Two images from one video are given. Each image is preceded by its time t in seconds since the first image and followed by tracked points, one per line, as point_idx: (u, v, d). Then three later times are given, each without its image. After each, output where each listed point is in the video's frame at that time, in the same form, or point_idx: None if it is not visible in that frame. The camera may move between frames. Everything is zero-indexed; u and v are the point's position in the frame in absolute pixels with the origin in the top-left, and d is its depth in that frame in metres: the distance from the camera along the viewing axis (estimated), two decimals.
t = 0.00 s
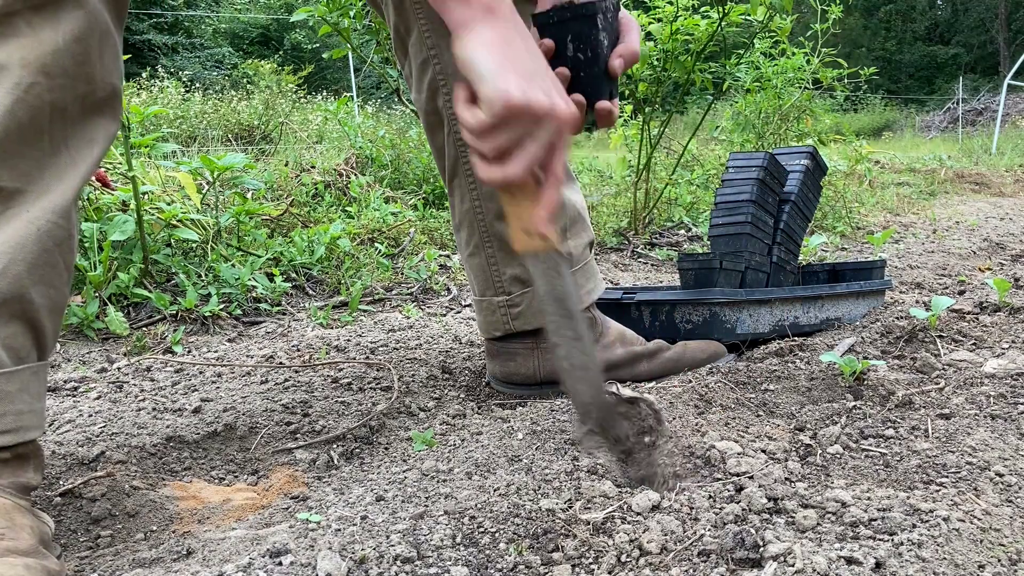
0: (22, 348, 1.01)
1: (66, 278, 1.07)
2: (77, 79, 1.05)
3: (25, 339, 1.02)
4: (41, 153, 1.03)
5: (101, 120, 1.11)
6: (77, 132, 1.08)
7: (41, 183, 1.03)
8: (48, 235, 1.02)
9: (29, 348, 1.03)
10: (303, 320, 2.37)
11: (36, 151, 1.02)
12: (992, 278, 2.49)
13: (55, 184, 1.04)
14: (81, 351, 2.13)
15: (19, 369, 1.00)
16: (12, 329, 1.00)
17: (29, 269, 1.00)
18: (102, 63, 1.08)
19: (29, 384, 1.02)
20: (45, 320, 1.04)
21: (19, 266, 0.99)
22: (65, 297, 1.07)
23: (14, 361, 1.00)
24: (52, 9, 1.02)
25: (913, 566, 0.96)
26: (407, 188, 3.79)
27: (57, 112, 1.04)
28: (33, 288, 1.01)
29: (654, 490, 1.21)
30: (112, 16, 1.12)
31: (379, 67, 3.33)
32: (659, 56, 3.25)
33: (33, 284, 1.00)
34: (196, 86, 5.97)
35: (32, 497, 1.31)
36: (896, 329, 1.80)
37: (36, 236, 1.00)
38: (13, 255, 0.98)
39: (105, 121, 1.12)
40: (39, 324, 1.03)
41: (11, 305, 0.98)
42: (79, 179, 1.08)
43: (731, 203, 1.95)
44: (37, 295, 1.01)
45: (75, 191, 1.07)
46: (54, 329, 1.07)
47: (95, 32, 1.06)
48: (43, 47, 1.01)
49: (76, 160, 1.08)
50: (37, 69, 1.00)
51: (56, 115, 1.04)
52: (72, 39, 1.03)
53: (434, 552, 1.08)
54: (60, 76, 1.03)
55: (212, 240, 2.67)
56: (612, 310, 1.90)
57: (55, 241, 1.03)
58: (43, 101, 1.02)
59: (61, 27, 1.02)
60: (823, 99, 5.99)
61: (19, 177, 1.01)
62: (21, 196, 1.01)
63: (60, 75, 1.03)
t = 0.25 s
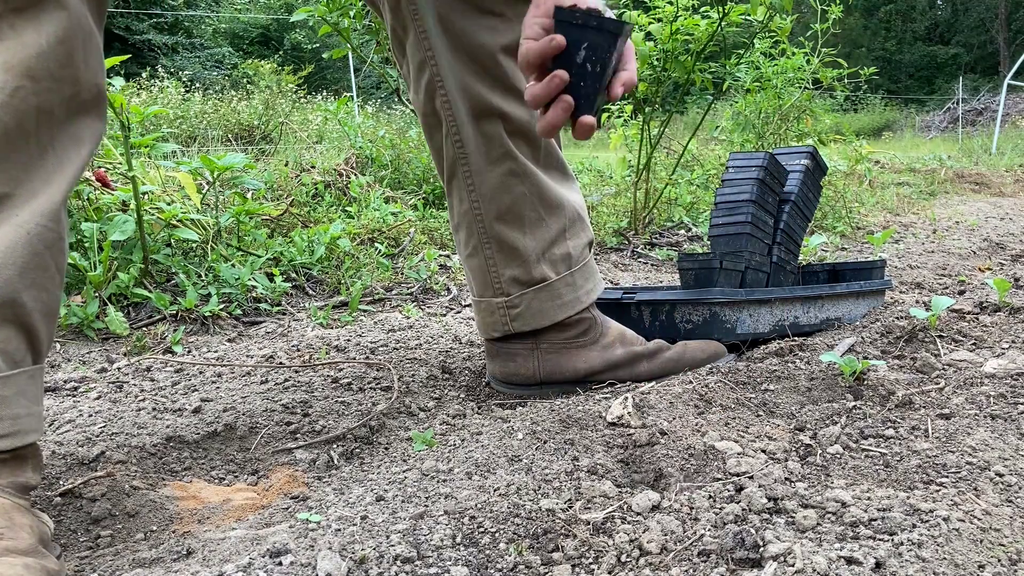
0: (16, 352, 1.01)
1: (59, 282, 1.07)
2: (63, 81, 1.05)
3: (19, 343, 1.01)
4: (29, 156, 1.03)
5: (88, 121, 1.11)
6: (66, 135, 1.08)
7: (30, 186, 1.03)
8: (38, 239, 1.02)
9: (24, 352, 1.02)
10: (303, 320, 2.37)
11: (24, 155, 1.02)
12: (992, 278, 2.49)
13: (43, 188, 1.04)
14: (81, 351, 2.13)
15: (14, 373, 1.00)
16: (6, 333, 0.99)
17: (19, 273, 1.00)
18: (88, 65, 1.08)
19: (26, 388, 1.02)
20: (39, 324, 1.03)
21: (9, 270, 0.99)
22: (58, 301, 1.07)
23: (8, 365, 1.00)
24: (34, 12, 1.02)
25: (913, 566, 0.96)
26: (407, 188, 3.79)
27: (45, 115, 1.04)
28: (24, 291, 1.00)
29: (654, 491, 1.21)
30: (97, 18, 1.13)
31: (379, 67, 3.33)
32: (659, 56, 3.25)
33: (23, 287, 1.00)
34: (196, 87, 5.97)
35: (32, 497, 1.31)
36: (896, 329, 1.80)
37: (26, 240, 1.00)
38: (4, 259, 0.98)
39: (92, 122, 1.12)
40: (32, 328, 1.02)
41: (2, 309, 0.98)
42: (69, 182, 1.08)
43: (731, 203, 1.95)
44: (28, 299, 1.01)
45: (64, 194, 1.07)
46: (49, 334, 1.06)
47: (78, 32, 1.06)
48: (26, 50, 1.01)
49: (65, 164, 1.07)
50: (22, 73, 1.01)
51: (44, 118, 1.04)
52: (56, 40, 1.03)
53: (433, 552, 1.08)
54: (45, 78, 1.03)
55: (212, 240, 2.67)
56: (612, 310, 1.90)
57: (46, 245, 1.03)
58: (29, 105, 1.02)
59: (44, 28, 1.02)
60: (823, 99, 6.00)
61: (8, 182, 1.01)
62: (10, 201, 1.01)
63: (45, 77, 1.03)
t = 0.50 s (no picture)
0: (15, 357, 1.01)
1: (57, 286, 1.07)
2: (54, 81, 1.05)
3: (18, 349, 1.01)
4: (22, 157, 1.03)
5: (81, 120, 1.11)
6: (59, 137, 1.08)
7: (24, 188, 1.03)
8: (34, 243, 1.02)
9: (23, 357, 1.02)
10: (303, 320, 2.37)
11: (14, 157, 1.02)
12: (992, 278, 2.49)
13: (37, 190, 1.04)
14: (81, 351, 2.13)
15: (14, 379, 1.00)
16: (4, 338, 0.99)
17: (15, 279, 1.00)
18: (79, 64, 1.08)
19: (26, 393, 1.02)
20: (37, 329, 1.03)
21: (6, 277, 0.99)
22: (56, 305, 1.07)
23: (7, 371, 1.00)
24: (23, 10, 1.01)
25: (913, 566, 0.96)
26: (407, 188, 3.79)
27: (37, 116, 1.04)
28: (21, 297, 1.00)
29: (654, 491, 1.21)
30: (85, 14, 1.12)
31: (379, 67, 3.33)
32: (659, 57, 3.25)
33: (20, 293, 1.00)
34: (196, 86, 5.97)
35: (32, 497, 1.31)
36: (896, 329, 1.80)
37: (21, 245, 1.00)
38: None
39: (85, 121, 1.12)
40: (32, 334, 1.02)
41: None
42: (63, 186, 1.07)
43: (731, 203, 1.95)
44: (26, 304, 1.01)
45: (59, 196, 1.06)
46: (48, 338, 1.06)
47: (68, 30, 1.05)
48: (16, 51, 1.00)
49: (58, 164, 1.07)
50: (12, 74, 1.00)
51: (36, 120, 1.04)
52: (46, 40, 1.03)
53: (433, 552, 1.08)
54: (35, 79, 1.02)
55: (212, 240, 2.67)
56: (612, 310, 1.90)
57: (42, 249, 1.03)
58: (20, 106, 1.01)
59: (34, 27, 1.02)
60: (823, 100, 5.99)
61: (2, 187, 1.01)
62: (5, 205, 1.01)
63: (36, 78, 1.03)
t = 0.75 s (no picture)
0: (16, 358, 1.01)
1: (58, 287, 1.07)
2: (56, 81, 1.05)
3: (19, 350, 1.01)
4: (24, 157, 1.03)
5: (83, 121, 1.11)
6: (61, 138, 1.08)
7: (26, 189, 1.03)
8: (37, 244, 1.02)
9: (24, 358, 1.02)
10: (303, 320, 2.37)
11: (17, 158, 1.02)
12: (992, 278, 2.49)
13: (39, 190, 1.04)
14: (81, 351, 2.13)
15: (16, 380, 1.00)
16: (5, 339, 0.99)
17: (17, 280, 1.00)
18: (81, 65, 1.08)
19: (27, 394, 1.02)
20: (39, 330, 1.03)
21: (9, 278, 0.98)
22: (57, 305, 1.07)
23: (9, 372, 1.00)
24: (27, 11, 1.01)
25: (913, 566, 0.96)
26: (407, 188, 3.79)
27: (39, 116, 1.04)
28: (23, 298, 1.00)
29: (653, 491, 1.21)
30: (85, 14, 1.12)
31: (379, 67, 3.33)
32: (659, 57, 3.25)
33: (22, 294, 1.00)
34: (196, 86, 5.97)
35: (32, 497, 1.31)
36: (896, 329, 1.80)
37: (24, 246, 1.00)
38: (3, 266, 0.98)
39: (87, 121, 1.12)
40: (33, 335, 1.02)
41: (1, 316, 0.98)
42: (65, 187, 1.07)
43: (731, 203, 1.95)
44: (28, 305, 1.01)
45: (61, 197, 1.07)
46: (49, 339, 1.06)
47: (71, 31, 1.05)
48: (19, 51, 1.00)
49: (60, 165, 1.07)
50: (16, 74, 1.00)
51: (38, 121, 1.04)
52: (49, 41, 1.03)
53: (433, 552, 1.08)
54: (38, 79, 1.02)
55: (212, 240, 2.67)
56: (612, 310, 1.90)
57: (44, 250, 1.03)
58: (23, 106, 1.01)
59: (37, 28, 1.02)
60: (823, 100, 6.00)
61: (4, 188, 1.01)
62: (7, 206, 1.01)
63: (39, 78, 1.03)
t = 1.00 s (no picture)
0: (19, 358, 1.01)
1: (61, 287, 1.06)
2: (63, 84, 1.05)
3: (21, 350, 1.01)
4: (30, 159, 1.03)
5: (89, 123, 1.11)
6: (67, 140, 1.08)
7: (32, 190, 1.03)
8: (41, 245, 1.02)
9: (26, 359, 1.02)
10: (303, 320, 2.37)
11: (22, 159, 1.02)
12: (992, 278, 2.49)
13: (45, 192, 1.04)
14: (81, 351, 2.13)
15: (18, 381, 1.00)
16: (8, 340, 0.99)
17: (21, 280, 1.00)
18: (89, 68, 1.08)
19: (29, 395, 1.02)
20: (41, 331, 1.03)
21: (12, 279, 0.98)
22: (60, 306, 1.07)
23: (11, 372, 1.00)
24: (36, 14, 1.02)
25: (913, 566, 0.96)
26: (407, 188, 3.79)
27: (45, 118, 1.04)
28: (26, 298, 1.00)
29: (653, 491, 1.21)
30: (94, 17, 1.12)
31: (379, 67, 3.33)
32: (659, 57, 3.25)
33: (25, 294, 1.00)
34: (196, 86, 5.97)
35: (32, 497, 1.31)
36: (896, 329, 1.80)
37: (29, 247, 1.00)
38: (6, 266, 0.98)
39: (93, 124, 1.12)
40: (35, 335, 1.02)
41: (4, 316, 0.98)
42: (70, 188, 1.07)
43: (731, 203, 1.95)
44: (31, 305, 1.01)
45: (66, 199, 1.07)
46: (51, 339, 1.06)
47: (80, 34, 1.05)
48: (28, 53, 1.01)
49: (66, 166, 1.07)
50: (23, 76, 1.00)
51: (45, 123, 1.04)
52: (58, 43, 1.03)
53: (433, 552, 1.08)
54: (46, 82, 1.03)
55: (212, 240, 2.67)
56: (612, 310, 1.90)
57: (48, 251, 1.03)
58: (30, 108, 1.02)
59: (46, 30, 1.02)
60: (823, 100, 6.00)
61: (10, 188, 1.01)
62: (13, 207, 1.01)
63: (46, 80, 1.03)
